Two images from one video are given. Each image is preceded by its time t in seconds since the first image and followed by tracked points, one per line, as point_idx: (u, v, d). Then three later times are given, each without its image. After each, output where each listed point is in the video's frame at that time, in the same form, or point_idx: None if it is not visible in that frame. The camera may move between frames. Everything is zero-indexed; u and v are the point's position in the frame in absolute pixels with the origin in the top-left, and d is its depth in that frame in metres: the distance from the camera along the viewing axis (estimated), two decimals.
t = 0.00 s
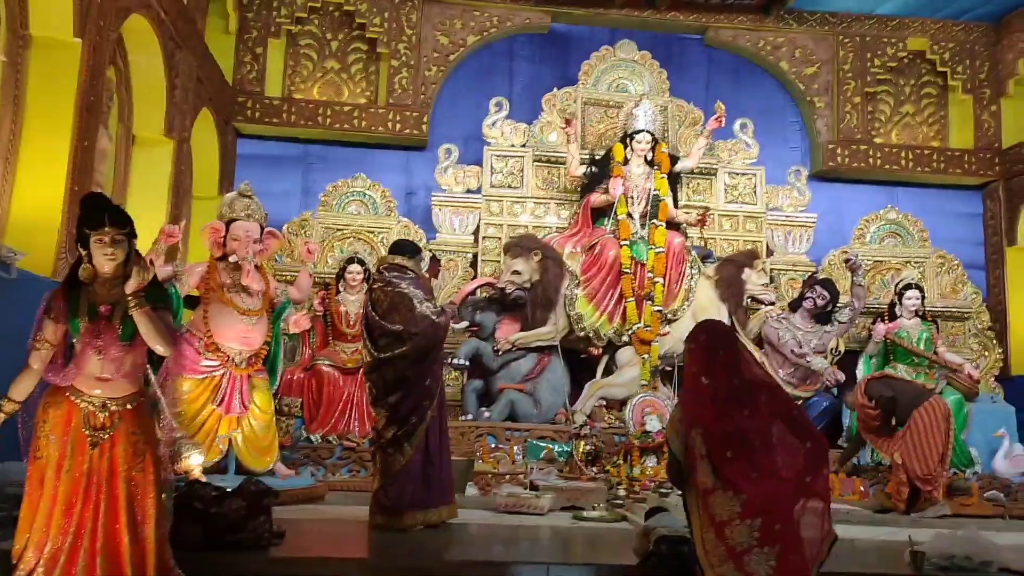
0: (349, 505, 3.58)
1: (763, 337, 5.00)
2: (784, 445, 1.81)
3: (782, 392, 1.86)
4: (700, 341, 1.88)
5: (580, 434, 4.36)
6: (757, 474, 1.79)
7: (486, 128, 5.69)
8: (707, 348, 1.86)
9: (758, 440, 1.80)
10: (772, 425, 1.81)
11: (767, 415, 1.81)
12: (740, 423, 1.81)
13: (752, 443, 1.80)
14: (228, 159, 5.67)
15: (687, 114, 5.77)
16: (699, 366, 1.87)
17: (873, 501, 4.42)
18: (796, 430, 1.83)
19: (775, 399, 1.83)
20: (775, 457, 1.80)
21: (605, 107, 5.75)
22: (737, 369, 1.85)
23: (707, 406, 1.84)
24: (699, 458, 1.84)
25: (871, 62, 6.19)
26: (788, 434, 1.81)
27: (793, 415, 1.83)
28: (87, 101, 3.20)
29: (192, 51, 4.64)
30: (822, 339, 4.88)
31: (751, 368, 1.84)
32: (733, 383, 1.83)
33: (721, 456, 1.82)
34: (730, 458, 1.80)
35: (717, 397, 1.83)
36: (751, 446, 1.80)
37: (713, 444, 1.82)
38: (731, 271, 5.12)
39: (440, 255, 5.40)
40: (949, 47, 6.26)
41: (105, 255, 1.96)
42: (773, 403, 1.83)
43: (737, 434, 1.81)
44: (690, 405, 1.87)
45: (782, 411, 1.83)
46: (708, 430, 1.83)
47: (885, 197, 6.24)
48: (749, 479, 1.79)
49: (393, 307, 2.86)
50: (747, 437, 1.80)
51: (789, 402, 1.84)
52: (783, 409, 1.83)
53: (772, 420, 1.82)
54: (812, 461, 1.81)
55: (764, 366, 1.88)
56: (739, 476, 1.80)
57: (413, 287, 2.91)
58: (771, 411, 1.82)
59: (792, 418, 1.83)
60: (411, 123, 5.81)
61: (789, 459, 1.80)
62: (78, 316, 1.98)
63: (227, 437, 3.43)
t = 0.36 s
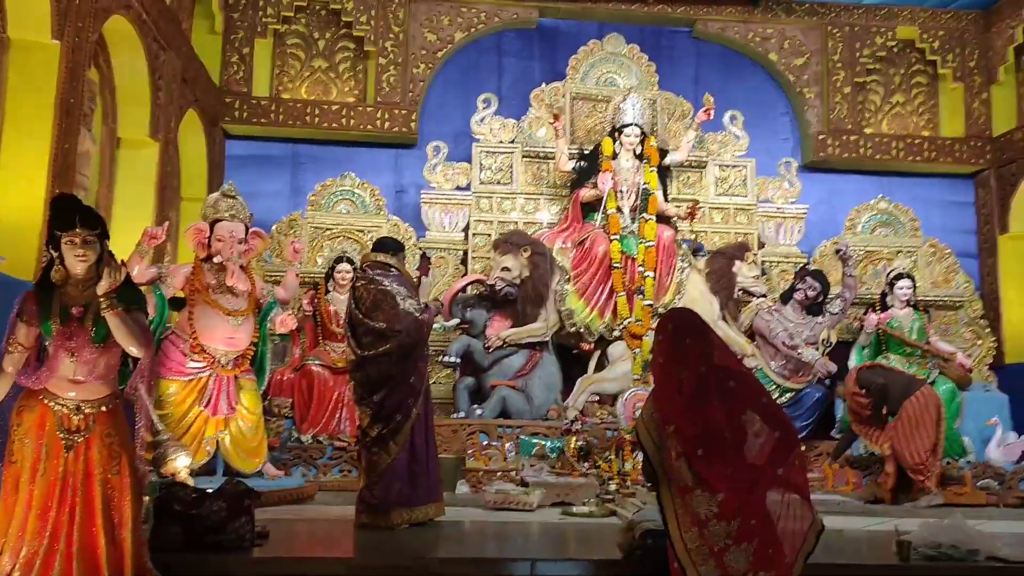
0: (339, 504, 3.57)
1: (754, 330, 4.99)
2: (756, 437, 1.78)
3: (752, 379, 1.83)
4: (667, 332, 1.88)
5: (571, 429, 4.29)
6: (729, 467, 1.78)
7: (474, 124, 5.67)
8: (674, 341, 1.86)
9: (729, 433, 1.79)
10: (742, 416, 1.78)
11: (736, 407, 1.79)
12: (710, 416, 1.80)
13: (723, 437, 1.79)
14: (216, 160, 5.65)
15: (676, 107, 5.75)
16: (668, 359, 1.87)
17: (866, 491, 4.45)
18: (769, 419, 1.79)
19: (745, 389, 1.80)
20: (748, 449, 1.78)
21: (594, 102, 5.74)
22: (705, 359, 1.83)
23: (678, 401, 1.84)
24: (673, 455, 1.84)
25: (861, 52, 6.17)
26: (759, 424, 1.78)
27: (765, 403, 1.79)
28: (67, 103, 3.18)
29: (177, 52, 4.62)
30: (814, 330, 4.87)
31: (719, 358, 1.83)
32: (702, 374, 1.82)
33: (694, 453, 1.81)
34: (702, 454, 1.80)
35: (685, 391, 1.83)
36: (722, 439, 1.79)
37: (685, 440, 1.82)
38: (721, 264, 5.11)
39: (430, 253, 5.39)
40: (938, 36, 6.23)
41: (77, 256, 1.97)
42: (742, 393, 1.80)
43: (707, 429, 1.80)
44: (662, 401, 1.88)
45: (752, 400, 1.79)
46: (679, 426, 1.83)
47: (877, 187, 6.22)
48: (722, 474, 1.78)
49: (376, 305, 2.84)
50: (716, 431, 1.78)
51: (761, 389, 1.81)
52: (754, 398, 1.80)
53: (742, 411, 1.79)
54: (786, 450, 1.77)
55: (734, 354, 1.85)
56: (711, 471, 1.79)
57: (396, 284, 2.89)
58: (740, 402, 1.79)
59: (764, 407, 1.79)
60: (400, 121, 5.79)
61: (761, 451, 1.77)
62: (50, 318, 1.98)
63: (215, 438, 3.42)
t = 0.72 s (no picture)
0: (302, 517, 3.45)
1: (729, 341, 4.96)
2: (717, 454, 1.69)
3: (718, 395, 1.76)
4: (635, 342, 1.85)
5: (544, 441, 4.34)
6: (687, 484, 1.70)
7: (450, 132, 5.62)
8: (640, 351, 1.83)
9: (689, 449, 1.71)
10: (703, 432, 1.71)
11: (698, 421, 1.72)
12: (670, 429, 1.73)
13: (682, 453, 1.71)
14: (187, 165, 5.56)
15: (653, 117, 5.73)
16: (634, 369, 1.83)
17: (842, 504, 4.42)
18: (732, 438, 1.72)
19: (708, 404, 1.74)
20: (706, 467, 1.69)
21: (571, 110, 5.70)
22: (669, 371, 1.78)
23: (639, 413, 1.79)
24: (633, 469, 1.79)
25: (837, 65, 6.19)
26: (720, 442, 1.70)
27: (727, 421, 1.73)
28: (23, 103, 3.11)
29: (145, 55, 4.54)
30: (789, 342, 4.83)
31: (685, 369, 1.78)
32: (665, 385, 1.77)
33: (652, 467, 1.74)
34: (660, 468, 1.72)
35: (647, 402, 1.78)
36: (681, 454, 1.71)
37: (644, 454, 1.76)
38: (696, 274, 4.99)
39: (404, 262, 5.32)
40: (915, 49, 6.26)
41: (12, 258, 2.02)
42: (705, 408, 1.73)
43: (666, 443, 1.73)
44: (627, 412, 1.83)
45: (715, 417, 1.73)
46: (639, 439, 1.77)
47: (854, 199, 6.22)
48: (679, 491, 1.70)
49: (337, 311, 2.76)
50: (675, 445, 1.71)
51: (726, 407, 1.74)
52: (717, 414, 1.74)
53: (704, 427, 1.72)
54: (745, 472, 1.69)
55: (700, 369, 1.80)
56: (668, 487, 1.71)
57: (357, 289, 2.85)
58: (702, 417, 1.72)
59: (727, 425, 1.73)
60: (375, 128, 5.73)
61: (721, 472, 1.68)
62: None
63: (174, 449, 3.31)
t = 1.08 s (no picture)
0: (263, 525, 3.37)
1: (705, 348, 4.90)
2: (668, 471, 1.65)
3: (678, 408, 1.72)
4: (602, 341, 1.80)
5: (513, 450, 4.16)
6: (637, 499, 1.65)
7: (426, 135, 5.59)
8: (604, 357, 1.77)
9: (642, 461, 1.66)
10: (658, 445, 1.67)
11: (654, 434, 1.68)
12: (625, 440, 1.68)
13: (634, 465, 1.66)
14: (159, 166, 5.48)
15: (631, 123, 5.71)
16: (594, 375, 1.77)
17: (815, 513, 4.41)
18: (684, 455, 1.69)
19: (666, 417, 1.69)
20: (658, 482, 1.65)
21: (548, 115, 5.68)
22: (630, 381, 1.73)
23: (595, 420, 1.72)
24: (585, 476, 1.72)
25: (815, 73, 6.21)
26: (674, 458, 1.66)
27: (682, 437, 1.69)
28: None
29: (115, 53, 4.47)
30: (763, 349, 4.83)
31: (647, 379, 1.73)
32: (625, 393, 1.72)
33: (604, 477, 1.68)
34: (612, 478, 1.67)
35: (605, 409, 1.72)
36: (634, 466, 1.66)
37: (597, 463, 1.69)
38: (672, 281, 5.07)
39: (378, 266, 5.28)
40: (892, 59, 6.28)
41: None
42: (662, 421, 1.69)
43: (621, 454, 1.68)
44: (583, 418, 1.76)
45: (670, 432, 1.68)
46: (594, 447, 1.70)
47: (830, 208, 6.24)
48: (628, 504, 1.65)
49: (299, 314, 2.72)
50: (629, 456, 1.66)
51: (682, 422, 1.70)
52: (672, 429, 1.69)
53: (658, 442, 1.67)
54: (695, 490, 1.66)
55: (660, 381, 1.75)
56: (618, 499, 1.66)
57: (320, 294, 2.78)
58: (659, 429, 1.68)
59: (681, 442, 1.69)
60: (351, 131, 5.68)
61: (671, 488, 1.64)
62: None
63: (132, 454, 3.21)
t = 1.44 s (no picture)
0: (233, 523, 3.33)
1: (685, 351, 4.91)
2: (626, 471, 1.63)
3: (640, 408, 1.70)
4: (566, 337, 1.76)
5: (491, 450, 4.18)
6: (592, 501, 1.63)
7: (410, 133, 5.57)
8: (564, 354, 1.73)
9: (600, 462, 1.64)
10: (617, 445, 1.65)
11: (613, 433, 1.65)
12: (584, 440, 1.66)
13: (592, 465, 1.64)
14: (140, 159, 5.43)
15: (617, 124, 5.68)
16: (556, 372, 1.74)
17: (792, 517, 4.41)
18: (644, 455, 1.67)
19: (626, 417, 1.67)
20: (616, 482, 1.63)
21: (533, 115, 5.65)
22: (591, 379, 1.69)
23: (555, 419, 1.70)
24: (543, 475, 1.70)
25: (802, 78, 6.21)
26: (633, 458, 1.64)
27: (642, 437, 1.67)
28: None
29: (96, 44, 4.43)
30: (744, 353, 4.82)
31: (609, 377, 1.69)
32: (586, 391, 1.68)
33: (561, 477, 1.66)
34: (569, 479, 1.65)
35: (565, 407, 1.69)
36: (592, 466, 1.64)
37: (555, 462, 1.68)
38: (655, 283, 5.05)
39: (360, 264, 5.25)
40: (879, 65, 6.28)
41: None
42: (622, 420, 1.66)
43: (579, 454, 1.65)
44: (544, 415, 1.73)
45: (629, 432, 1.66)
46: (553, 446, 1.68)
47: (815, 212, 6.24)
48: (585, 504, 1.63)
49: (267, 311, 2.72)
50: (586, 456, 1.64)
51: (642, 422, 1.68)
52: (632, 429, 1.67)
53: (617, 442, 1.65)
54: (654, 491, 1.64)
55: (622, 379, 1.72)
56: (574, 499, 1.64)
57: (290, 290, 2.76)
58: (618, 429, 1.66)
59: (640, 442, 1.67)
60: (336, 128, 5.64)
61: (628, 489, 1.63)
62: None
63: (101, 449, 3.14)
